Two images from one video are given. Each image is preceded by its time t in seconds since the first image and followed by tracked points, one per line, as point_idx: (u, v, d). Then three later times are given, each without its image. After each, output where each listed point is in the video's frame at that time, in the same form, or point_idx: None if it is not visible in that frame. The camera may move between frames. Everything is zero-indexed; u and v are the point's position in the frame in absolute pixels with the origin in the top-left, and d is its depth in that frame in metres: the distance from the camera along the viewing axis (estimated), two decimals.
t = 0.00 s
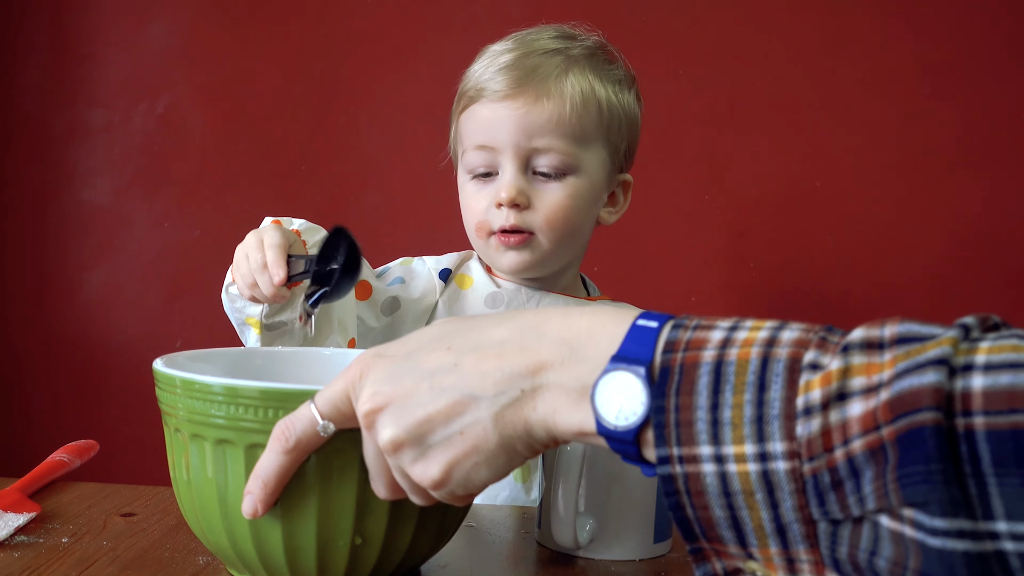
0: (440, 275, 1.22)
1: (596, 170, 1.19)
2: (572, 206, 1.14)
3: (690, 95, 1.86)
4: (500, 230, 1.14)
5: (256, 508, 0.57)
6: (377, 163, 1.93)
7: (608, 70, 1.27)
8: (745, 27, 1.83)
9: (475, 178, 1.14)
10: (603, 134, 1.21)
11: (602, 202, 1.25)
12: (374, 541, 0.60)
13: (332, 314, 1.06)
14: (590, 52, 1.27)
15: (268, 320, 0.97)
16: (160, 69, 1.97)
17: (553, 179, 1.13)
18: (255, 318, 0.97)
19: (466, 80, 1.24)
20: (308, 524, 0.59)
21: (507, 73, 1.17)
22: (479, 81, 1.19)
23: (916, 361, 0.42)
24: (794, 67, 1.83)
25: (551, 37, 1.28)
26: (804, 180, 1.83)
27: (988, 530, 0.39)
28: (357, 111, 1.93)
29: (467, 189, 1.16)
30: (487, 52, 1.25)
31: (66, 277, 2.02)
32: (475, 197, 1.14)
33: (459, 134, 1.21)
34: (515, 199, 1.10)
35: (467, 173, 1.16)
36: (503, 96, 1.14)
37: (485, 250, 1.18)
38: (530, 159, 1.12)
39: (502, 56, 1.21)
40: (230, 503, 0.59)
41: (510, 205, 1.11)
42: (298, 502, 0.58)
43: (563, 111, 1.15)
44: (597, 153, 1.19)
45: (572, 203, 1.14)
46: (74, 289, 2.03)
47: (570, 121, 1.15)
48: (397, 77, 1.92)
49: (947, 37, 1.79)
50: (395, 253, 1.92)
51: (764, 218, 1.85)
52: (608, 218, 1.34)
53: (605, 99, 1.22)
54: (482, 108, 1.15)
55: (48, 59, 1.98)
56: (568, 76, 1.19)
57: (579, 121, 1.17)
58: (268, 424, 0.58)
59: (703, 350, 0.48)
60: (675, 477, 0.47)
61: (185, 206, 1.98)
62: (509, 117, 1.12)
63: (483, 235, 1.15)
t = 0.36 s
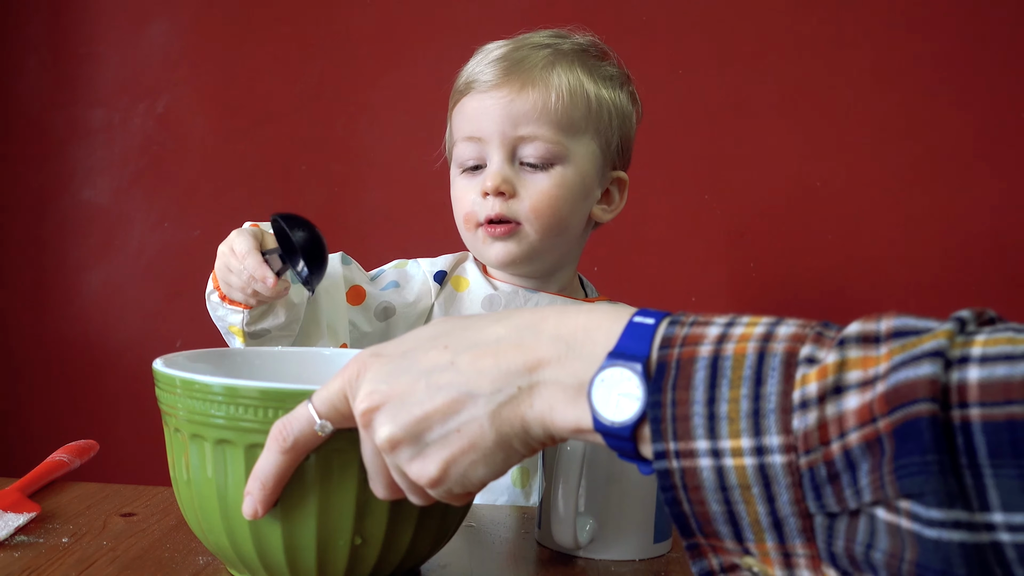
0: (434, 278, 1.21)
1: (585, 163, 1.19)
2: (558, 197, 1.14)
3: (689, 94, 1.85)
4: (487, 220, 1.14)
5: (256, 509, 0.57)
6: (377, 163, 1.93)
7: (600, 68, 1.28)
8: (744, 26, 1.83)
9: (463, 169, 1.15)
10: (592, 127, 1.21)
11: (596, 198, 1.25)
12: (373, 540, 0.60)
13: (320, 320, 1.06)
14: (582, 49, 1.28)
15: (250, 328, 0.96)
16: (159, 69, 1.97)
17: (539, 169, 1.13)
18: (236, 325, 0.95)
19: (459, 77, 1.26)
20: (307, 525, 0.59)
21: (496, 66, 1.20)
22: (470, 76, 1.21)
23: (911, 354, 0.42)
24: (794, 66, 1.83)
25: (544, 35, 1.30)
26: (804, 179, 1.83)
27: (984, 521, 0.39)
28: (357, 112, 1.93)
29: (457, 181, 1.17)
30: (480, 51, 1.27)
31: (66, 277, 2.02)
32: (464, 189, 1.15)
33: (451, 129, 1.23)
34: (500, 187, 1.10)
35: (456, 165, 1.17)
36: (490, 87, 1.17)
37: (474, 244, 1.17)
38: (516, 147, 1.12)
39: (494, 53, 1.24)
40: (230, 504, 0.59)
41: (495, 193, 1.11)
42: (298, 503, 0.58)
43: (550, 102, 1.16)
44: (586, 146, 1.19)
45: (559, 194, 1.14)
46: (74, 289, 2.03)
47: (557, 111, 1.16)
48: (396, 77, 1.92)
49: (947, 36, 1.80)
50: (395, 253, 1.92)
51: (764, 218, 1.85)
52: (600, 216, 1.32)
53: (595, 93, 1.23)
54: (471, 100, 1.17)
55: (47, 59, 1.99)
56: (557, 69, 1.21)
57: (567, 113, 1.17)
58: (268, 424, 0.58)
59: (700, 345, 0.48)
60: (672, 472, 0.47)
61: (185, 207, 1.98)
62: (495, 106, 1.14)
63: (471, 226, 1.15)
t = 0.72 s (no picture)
0: (435, 277, 1.22)
1: (588, 168, 1.19)
2: (561, 203, 1.14)
3: (689, 94, 1.85)
4: (489, 226, 1.14)
5: (256, 509, 0.57)
6: (377, 163, 1.93)
7: (604, 70, 1.28)
8: (744, 26, 1.83)
9: (465, 173, 1.15)
10: (595, 132, 1.21)
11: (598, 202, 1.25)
12: (374, 541, 0.60)
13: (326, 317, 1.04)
14: (586, 51, 1.28)
15: (264, 320, 0.94)
16: (159, 68, 1.97)
17: (542, 176, 1.13)
18: (249, 316, 0.93)
19: (461, 77, 1.25)
20: (308, 527, 0.59)
21: (499, 69, 1.19)
22: (473, 77, 1.21)
23: (909, 349, 0.42)
24: (794, 66, 1.83)
25: (546, 35, 1.29)
26: (804, 179, 1.83)
27: (984, 517, 0.39)
28: (357, 112, 1.93)
29: (458, 185, 1.16)
30: (482, 51, 1.26)
31: (66, 276, 2.02)
32: (465, 193, 1.14)
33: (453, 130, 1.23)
34: (503, 194, 1.10)
35: (458, 168, 1.17)
36: (494, 91, 1.16)
37: (475, 248, 1.17)
38: (519, 153, 1.12)
39: (497, 54, 1.23)
40: (229, 504, 0.59)
41: (498, 200, 1.11)
42: (298, 505, 0.58)
43: (553, 107, 1.16)
44: (588, 151, 1.19)
45: (561, 201, 1.14)
46: (74, 289, 2.03)
47: (560, 116, 1.16)
48: (396, 77, 1.92)
49: (946, 36, 1.80)
50: (395, 254, 1.92)
51: (764, 218, 1.85)
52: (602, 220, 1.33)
53: (599, 97, 1.23)
54: (474, 103, 1.17)
55: (47, 60, 1.99)
56: (561, 73, 1.20)
57: (570, 118, 1.17)
58: (268, 424, 0.58)
59: (699, 343, 0.48)
60: (672, 470, 0.47)
61: (184, 206, 1.98)
62: (499, 111, 1.14)
63: (473, 231, 1.15)
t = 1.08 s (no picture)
0: (452, 275, 1.21)
1: (609, 174, 1.18)
2: (583, 209, 1.14)
3: (689, 93, 1.85)
4: (511, 229, 1.13)
5: (241, 492, 0.57)
6: (377, 163, 1.93)
7: (623, 73, 1.26)
8: (744, 25, 1.83)
9: (486, 176, 1.13)
10: (617, 137, 1.20)
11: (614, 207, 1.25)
12: (365, 542, 0.60)
13: (350, 312, 1.04)
14: (605, 54, 1.26)
15: (294, 309, 0.96)
16: (159, 68, 1.97)
17: (566, 182, 1.12)
18: (281, 302, 0.95)
19: (479, 77, 1.22)
20: (297, 524, 0.58)
21: (522, 71, 1.16)
22: (494, 78, 1.18)
23: (907, 349, 0.42)
24: (794, 65, 1.83)
25: (567, 37, 1.27)
26: (804, 179, 1.83)
27: (980, 516, 0.39)
28: (357, 112, 1.93)
29: (478, 187, 1.15)
30: (500, 51, 1.24)
31: (65, 276, 2.02)
32: (486, 196, 1.13)
33: (471, 130, 1.20)
34: (528, 199, 1.09)
35: (478, 170, 1.15)
36: (518, 94, 1.14)
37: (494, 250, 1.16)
38: (545, 158, 1.11)
39: (518, 55, 1.20)
40: (221, 504, 0.59)
41: (523, 205, 1.10)
42: (287, 498, 0.58)
43: (579, 112, 1.14)
44: (611, 156, 1.19)
45: (583, 207, 1.14)
46: (74, 289, 2.03)
47: (586, 122, 1.15)
48: (396, 77, 1.92)
49: (946, 35, 1.80)
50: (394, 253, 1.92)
51: (764, 217, 1.85)
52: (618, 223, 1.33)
53: (621, 102, 1.21)
54: (497, 105, 1.14)
55: (47, 59, 1.99)
56: (584, 77, 1.18)
57: (595, 123, 1.16)
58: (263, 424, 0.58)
59: (696, 342, 0.48)
60: (669, 468, 0.46)
61: (185, 206, 1.98)
62: (524, 116, 1.12)
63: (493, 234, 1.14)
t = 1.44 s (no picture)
0: (468, 276, 1.20)
1: (624, 176, 1.16)
2: (599, 212, 1.11)
3: (690, 92, 1.85)
4: (526, 232, 1.10)
5: (228, 492, 0.57)
6: (378, 163, 1.93)
7: (634, 76, 1.25)
8: (744, 23, 1.83)
9: (500, 178, 1.11)
10: (631, 139, 1.18)
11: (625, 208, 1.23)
12: (353, 543, 0.60)
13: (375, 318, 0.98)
14: (616, 56, 1.25)
15: (329, 317, 0.93)
16: (159, 69, 1.97)
17: (581, 185, 1.09)
18: (317, 310, 0.92)
19: (492, 78, 1.21)
20: (283, 525, 0.58)
21: (538, 72, 1.15)
22: (508, 79, 1.16)
23: (901, 336, 0.42)
24: (794, 63, 1.82)
25: (578, 40, 1.25)
26: (806, 177, 1.83)
27: (977, 503, 0.39)
28: (357, 112, 1.93)
29: (490, 189, 1.12)
30: (512, 52, 1.22)
31: (66, 277, 2.03)
32: (500, 198, 1.10)
33: (483, 132, 1.18)
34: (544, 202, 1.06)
35: (490, 173, 1.12)
36: (534, 95, 1.12)
37: (506, 252, 1.14)
38: (562, 160, 1.08)
39: (531, 56, 1.19)
40: (210, 504, 0.59)
41: (539, 208, 1.07)
42: (273, 498, 0.58)
43: (595, 114, 1.12)
44: (625, 159, 1.17)
45: (599, 209, 1.11)
46: (75, 289, 2.03)
47: (602, 124, 1.13)
48: (396, 77, 1.92)
49: (948, 32, 1.79)
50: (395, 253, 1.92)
51: (766, 216, 1.84)
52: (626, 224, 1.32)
53: (634, 104, 1.20)
54: (512, 107, 1.12)
55: (48, 61, 1.99)
56: (599, 79, 1.17)
57: (611, 125, 1.14)
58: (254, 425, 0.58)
59: (686, 333, 0.48)
60: (661, 461, 0.46)
61: (185, 207, 1.99)
62: (541, 118, 1.09)
63: (507, 236, 1.11)
